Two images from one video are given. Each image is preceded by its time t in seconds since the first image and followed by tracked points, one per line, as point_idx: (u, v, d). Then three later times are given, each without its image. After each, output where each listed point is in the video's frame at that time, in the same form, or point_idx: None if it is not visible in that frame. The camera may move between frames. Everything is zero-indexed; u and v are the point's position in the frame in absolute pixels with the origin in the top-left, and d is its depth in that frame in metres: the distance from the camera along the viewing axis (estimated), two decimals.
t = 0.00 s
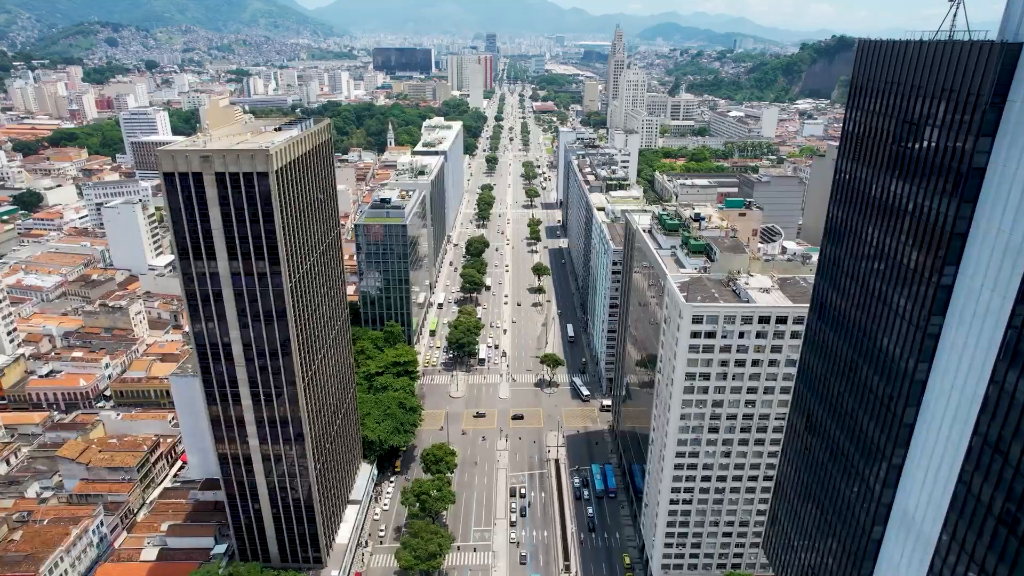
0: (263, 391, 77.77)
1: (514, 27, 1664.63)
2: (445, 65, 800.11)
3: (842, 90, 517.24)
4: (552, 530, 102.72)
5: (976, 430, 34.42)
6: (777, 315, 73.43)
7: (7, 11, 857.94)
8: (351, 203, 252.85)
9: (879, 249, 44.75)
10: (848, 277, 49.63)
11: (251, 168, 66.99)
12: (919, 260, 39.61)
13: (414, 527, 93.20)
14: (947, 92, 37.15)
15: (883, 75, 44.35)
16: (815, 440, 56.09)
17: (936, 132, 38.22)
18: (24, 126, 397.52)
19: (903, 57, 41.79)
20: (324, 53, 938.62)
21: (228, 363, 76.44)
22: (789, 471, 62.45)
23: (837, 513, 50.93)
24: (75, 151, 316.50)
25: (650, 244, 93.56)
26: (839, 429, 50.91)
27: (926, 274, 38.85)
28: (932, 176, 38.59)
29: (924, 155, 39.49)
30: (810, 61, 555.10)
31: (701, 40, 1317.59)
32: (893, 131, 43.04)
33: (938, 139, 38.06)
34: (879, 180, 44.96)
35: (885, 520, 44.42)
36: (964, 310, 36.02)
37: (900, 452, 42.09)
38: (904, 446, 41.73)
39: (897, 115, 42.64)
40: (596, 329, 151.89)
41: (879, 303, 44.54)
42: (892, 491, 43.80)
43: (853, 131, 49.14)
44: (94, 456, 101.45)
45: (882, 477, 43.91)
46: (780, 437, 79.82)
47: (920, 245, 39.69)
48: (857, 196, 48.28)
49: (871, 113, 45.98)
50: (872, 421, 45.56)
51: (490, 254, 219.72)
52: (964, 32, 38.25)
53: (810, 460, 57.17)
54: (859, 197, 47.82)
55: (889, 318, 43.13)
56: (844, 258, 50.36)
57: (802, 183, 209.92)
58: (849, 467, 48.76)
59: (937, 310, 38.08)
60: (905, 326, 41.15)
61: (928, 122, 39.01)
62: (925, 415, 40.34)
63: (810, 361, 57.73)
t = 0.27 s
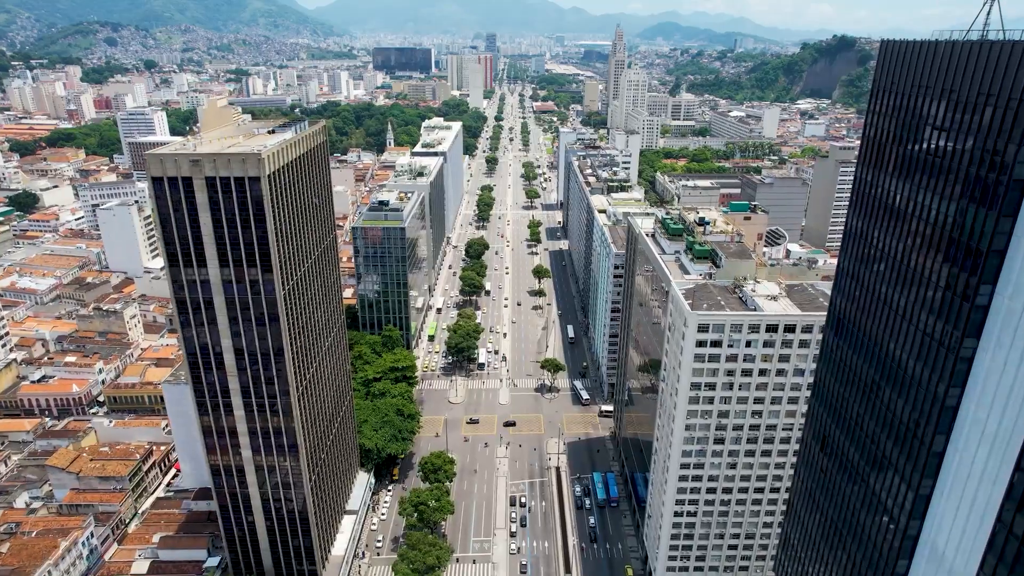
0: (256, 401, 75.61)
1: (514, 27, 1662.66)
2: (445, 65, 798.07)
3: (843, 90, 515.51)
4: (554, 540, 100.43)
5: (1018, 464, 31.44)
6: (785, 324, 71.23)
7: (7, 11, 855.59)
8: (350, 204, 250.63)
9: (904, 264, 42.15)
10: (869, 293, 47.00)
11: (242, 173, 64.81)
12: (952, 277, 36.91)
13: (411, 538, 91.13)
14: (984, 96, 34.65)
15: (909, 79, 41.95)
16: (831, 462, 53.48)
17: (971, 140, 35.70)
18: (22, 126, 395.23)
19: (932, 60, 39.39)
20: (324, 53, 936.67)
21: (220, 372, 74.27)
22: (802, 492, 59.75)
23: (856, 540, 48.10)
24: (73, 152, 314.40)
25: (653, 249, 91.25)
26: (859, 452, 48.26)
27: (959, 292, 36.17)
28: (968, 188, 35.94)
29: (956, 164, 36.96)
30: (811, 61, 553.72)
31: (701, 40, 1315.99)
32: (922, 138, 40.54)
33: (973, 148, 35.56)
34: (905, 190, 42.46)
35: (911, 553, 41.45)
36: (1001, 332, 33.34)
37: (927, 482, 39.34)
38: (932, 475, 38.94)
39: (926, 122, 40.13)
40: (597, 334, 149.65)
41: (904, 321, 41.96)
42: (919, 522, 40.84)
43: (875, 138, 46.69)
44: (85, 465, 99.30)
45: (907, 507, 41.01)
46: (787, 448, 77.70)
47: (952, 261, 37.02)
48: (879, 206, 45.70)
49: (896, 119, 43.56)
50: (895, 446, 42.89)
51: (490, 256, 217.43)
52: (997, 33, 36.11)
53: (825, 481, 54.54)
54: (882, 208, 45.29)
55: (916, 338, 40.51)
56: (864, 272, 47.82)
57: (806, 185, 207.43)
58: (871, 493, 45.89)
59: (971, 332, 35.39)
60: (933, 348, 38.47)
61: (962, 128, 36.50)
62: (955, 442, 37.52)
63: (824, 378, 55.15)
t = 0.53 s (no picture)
0: (249, 412, 73.45)
1: (514, 27, 1659.84)
2: (444, 65, 795.71)
3: (845, 90, 513.32)
4: (554, 551, 98.26)
5: None
6: (794, 333, 69.11)
7: (7, 11, 853.34)
8: (349, 206, 248.34)
9: (932, 281, 39.59)
10: (892, 310, 44.43)
11: (233, 178, 62.69)
12: (988, 297, 34.32)
13: (409, 550, 89.11)
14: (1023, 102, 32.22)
15: (937, 83, 39.51)
16: (848, 486, 50.73)
17: (1010, 151, 33.22)
18: (19, 126, 392.95)
19: (963, 64, 37.01)
20: (324, 53, 934.38)
21: (211, 383, 72.12)
22: (817, 515, 56.93)
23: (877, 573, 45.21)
24: (70, 153, 312.08)
25: (657, 254, 89.08)
26: (880, 479, 45.52)
27: (998, 313, 33.52)
28: (1007, 200, 33.36)
29: (992, 176, 34.48)
30: (812, 61, 552.53)
31: (701, 40, 1314.61)
32: (952, 148, 38.06)
33: (1011, 158, 33.08)
34: (933, 201, 39.93)
35: None
36: None
37: (959, 517, 36.51)
38: (965, 510, 36.13)
39: (958, 130, 37.62)
40: (598, 337, 147.48)
41: (932, 342, 39.34)
42: (949, 560, 37.93)
43: (899, 146, 44.20)
44: (75, 474, 97.15)
45: (936, 543, 38.17)
46: (795, 460, 75.58)
47: (988, 280, 34.48)
48: (905, 219, 43.08)
49: (923, 127, 41.12)
50: (922, 475, 40.13)
51: (490, 259, 215.22)
52: None
53: (842, 505, 51.76)
54: (908, 221, 42.67)
55: (947, 361, 37.75)
56: (887, 288, 45.22)
57: (809, 186, 204.62)
58: (894, 524, 43.10)
59: (1010, 356, 32.72)
60: (967, 373, 35.81)
61: (1000, 136, 33.97)
62: (991, 475, 34.71)
63: (842, 397, 52.50)
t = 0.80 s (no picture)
0: (241, 424, 71.33)
1: (514, 27, 1658.66)
2: (444, 65, 793.70)
3: (846, 91, 511.12)
4: (555, 563, 96.03)
5: None
6: (803, 343, 66.90)
7: (6, 11, 851.35)
8: (347, 208, 246.38)
9: (964, 302, 37.09)
10: (919, 333, 41.76)
11: (223, 183, 60.54)
12: None
13: (407, 562, 87.05)
14: None
15: (968, 88, 37.13)
16: (869, 514, 48.10)
17: None
18: (16, 127, 390.82)
19: (996, 67, 34.71)
20: (323, 53, 932.74)
21: (202, 394, 69.97)
22: (834, 542, 54.29)
23: None
24: (67, 153, 310.07)
25: (661, 260, 86.88)
26: (906, 511, 42.79)
27: None
28: None
29: None
30: (813, 61, 551.27)
31: (700, 40, 1314.14)
32: (984, 158, 35.77)
33: None
34: (964, 217, 37.34)
35: None
36: None
37: (998, 558, 33.84)
38: (1004, 551, 33.41)
39: (972, 134, 36.87)
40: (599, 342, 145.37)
41: (965, 367, 36.79)
42: None
43: (926, 156, 41.65)
44: (65, 484, 94.88)
45: None
46: (803, 473, 73.38)
47: None
48: (931, 233, 40.63)
49: (951, 137, 38.82)
50: (955, 513, 37.39)
51: (489, 261, 213.19)
52: None
53: (861, 535, 49.09)
54: (936, 236, 40.07)
55: (984, 390, 35.12)
56: (913, 308, 42.61)
57: (811, 188, 206.65)
58: (922, 560, 40.36)
59: None
60: (1006, 403, 33.25)
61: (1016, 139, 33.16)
62: None
63: (861, 420, 49.91)
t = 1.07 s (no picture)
0: (232, 436, 69.17)
1: (514, 27, 1655.52)
2: (444, 65, 790.99)
3: (847, 91, 510.70)
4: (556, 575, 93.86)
5: None
6: (812, 353, 64.68)
7: (6, 11, 849.90)
8: (346, 209, 244.32)
9: (1003, 323, 34.74)
10: (949, 354, 39.35)
11: (212, 190, 58.41)
12: None
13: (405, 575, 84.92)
14: None
15: (1003, 94, 35.26)
16: (892, 546, 45.38)
17: None
18: (14, 127, 388.38)
19: None
20: (323, 53, 930.29)
21: (192, 406, 67.77)
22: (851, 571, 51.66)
23: None
24: (64, 154, 308.16)
25: (664, 266, 84.59)
26: (934, 545, 40.26)
27: None
28: None
29: None
30: (814, 61, 549.21)
31: (701, 40, 1312.92)
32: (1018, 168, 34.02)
33: None
34: (998, 232, 35.35)
35: None
36: None
37: None
38: None
39: (975, 135, 37.60)
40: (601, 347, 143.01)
41: (1004, 395, 34.31)
42: None
43: (957, 164, 39.18)
44: (54, 495, 92.84)
45: None
46: (812, 487, 71.10)
47: None
48: (962, 248, 38.36)
49: (979, 144, 37.16)
50: (990, 552, 35.03)
51: (489, 264, 210.95)
52: None
53: (882, 566, 46.49)
54: (966, 250, 37.99)
55: (1022, 422, 32.93)
56: (943, 328, 40.18)
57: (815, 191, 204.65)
58: None
59: None
60: None
61: (1016, 137, 34.26)
62: None
63: (883, 445, 47.34)
